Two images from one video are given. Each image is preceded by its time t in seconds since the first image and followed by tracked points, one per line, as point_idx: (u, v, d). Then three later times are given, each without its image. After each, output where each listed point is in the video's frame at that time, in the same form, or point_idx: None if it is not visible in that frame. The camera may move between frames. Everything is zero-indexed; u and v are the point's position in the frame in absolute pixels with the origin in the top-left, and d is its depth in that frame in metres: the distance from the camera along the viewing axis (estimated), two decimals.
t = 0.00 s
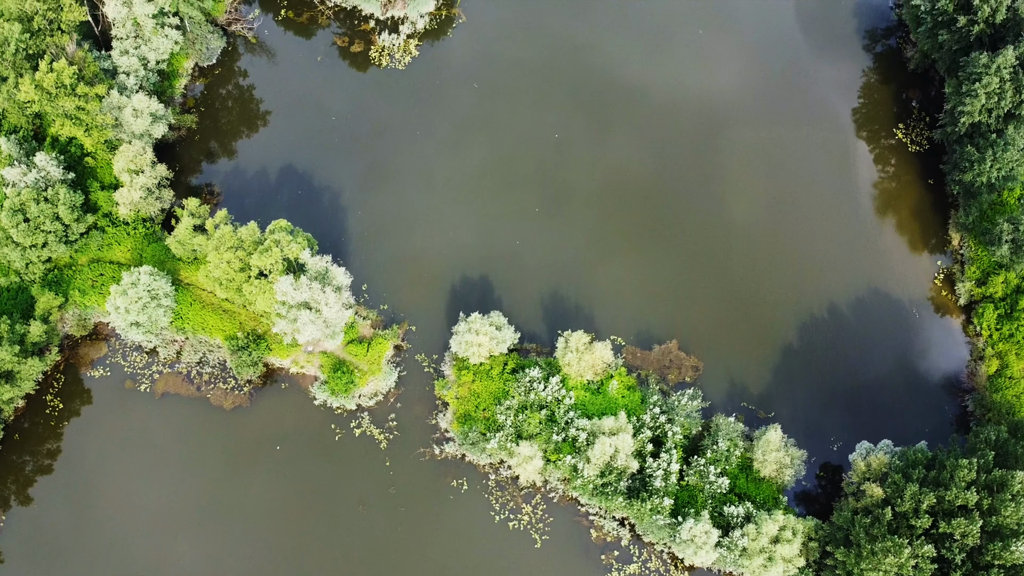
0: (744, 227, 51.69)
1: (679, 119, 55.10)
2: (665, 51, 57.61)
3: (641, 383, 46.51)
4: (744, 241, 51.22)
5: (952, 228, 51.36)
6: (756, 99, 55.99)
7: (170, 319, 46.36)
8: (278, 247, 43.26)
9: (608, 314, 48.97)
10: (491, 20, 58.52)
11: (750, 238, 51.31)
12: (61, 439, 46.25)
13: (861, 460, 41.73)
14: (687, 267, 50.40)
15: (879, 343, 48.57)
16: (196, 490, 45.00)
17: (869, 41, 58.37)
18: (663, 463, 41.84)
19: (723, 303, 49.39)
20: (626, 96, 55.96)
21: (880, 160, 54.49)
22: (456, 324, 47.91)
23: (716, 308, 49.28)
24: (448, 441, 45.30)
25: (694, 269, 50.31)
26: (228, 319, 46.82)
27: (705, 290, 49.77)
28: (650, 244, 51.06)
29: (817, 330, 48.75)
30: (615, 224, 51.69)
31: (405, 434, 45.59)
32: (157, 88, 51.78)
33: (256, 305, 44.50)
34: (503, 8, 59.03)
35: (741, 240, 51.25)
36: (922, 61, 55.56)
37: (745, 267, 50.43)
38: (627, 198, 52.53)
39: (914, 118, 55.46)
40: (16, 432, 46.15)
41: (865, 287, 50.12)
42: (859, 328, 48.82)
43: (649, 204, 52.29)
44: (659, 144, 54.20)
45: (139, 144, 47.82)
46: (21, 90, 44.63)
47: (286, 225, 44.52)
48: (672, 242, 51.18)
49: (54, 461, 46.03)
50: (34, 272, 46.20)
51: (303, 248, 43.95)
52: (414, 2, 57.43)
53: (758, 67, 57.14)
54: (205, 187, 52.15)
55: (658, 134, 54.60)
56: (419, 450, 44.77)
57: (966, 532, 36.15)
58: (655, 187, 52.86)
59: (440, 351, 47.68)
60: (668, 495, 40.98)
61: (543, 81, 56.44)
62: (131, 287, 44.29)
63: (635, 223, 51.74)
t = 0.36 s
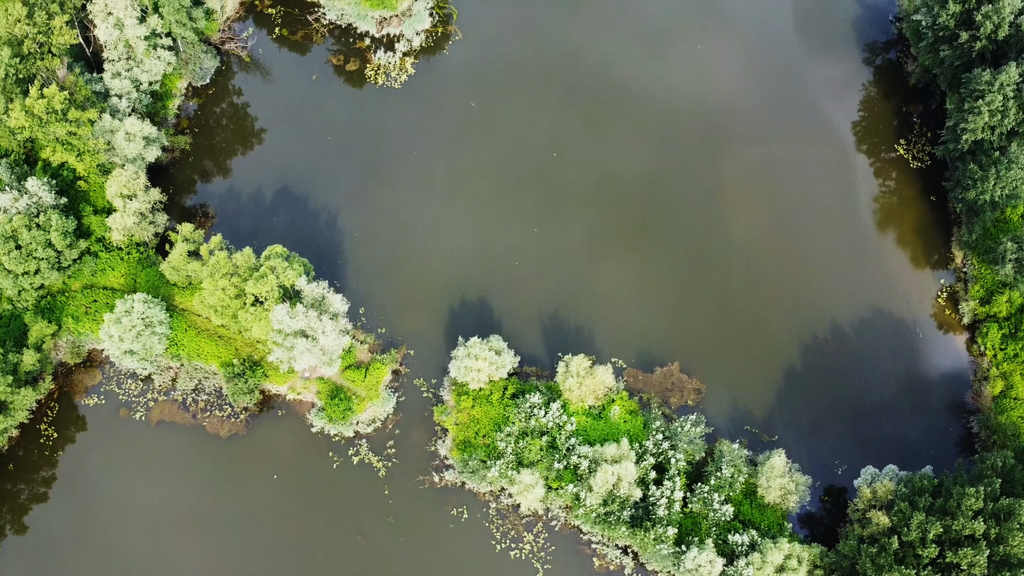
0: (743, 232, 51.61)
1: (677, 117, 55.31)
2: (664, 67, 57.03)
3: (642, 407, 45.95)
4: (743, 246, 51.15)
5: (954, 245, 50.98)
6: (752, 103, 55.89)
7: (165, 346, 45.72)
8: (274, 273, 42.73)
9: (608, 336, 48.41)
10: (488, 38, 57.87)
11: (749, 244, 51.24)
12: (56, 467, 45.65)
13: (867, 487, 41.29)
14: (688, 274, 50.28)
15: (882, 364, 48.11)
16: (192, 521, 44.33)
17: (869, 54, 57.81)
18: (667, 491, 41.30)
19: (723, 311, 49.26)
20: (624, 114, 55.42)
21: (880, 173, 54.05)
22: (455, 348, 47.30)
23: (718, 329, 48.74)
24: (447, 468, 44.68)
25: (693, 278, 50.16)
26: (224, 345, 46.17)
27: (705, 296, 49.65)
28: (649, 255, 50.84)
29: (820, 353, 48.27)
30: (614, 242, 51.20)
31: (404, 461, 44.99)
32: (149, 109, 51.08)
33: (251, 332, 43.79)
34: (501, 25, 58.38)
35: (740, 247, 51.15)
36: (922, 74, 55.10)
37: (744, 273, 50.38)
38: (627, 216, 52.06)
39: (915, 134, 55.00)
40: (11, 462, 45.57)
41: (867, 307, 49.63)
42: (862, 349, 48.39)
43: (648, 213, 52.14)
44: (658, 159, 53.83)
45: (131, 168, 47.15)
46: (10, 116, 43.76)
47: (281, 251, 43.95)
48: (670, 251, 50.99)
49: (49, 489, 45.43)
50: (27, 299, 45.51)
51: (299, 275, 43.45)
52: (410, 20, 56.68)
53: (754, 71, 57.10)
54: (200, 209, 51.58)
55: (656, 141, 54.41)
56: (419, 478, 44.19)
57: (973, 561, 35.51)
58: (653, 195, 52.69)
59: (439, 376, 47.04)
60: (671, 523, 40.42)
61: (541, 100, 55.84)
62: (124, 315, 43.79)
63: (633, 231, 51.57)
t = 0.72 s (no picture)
0: (742, 233, 51.60)
1: (674, 115, 55.49)
2: (661, 78, 56.80)
3: (643, 431, 45.42)
4: (743, 246, 51.17)
5: (955, 260, 50.53)
6: (749, 108, 55.82)
7: (158, 376, 45.18)
8: (268, 302, 42.11)
9: (608, 359, 47.82)
10: (482, 57, 57.41)
11: (748, 248, 51.13)
12: (50, 499, 44.93)
13: (872, 512, 40.83)
14: (687, 277, 50.22)
15: (884, 382, 47.64)
16: (188, 555, 43.64)
17: (866, 66, 57.49)
18: (669, 518, 40.74)
19: (723, 317, 49.14)
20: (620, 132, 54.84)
21: (879, 185, 53.64)
22: (453, 373, 46.69)
23: (719, 349, 48.22)
24: (447, 497, 44.14)
25: (693, 286, 49.93)
26: (218, 374, 45.62)
27: (705, 303, 49.44)
28: (648, 264, 50.58)
29: (821, 372, 47.78)
30: (612, 257, 50.79)
31: (402, 491, 44.37)
32: (139, 134, 50.35)
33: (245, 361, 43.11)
34: (495, 45, 57.95)
35: (739, 250, 51.09)
36: (920, 87, 54.71)
37: (744, 276, 50.29)
38: (624, 231, 51.58)
39: (914, 147, 54.50)
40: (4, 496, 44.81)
41: (868, 324, 49.17)
42: (864, 368, 47.92)
43: (647, 219, 51.98)
44: (657, 166, 53.64)
45: (121, 196, 46.35)
46: None
47: (275, 279, 43.22)
48: (668, 259, 50.77)
49: (43, 522, 44.71)
50: (17, 330, 44.73)
51: (293, 304, 42.75)
52: (402, 38, 56.45)
53: (749, 76, 57.04)
54: (192, 233, 50.89)
55: (654, 143, 54.43)
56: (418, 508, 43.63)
57: None
58: (651, 197, 52.70)
59: (437, 402, 46.38)
60: (675, 551, 39.83)
61: (536, 119, 55.21)
62: (117, 346, 43.21)
63: (632, 240, 51.30)
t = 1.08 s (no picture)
0: (740, 229, 51.77)
1: (666, 114, 55.69)
2: (654, 78, 56.98)
3: (644, 455, 44.96)
4: (741, 241, 51.41)
5: (954, 274, 50.15)
6: (743, 115, 55.68)
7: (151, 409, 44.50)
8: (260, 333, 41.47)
9: (606, 381, 47.29)
10: (474, 76, 56.91)
11: (743, 257, 50.95)
12: (44, 535, 44.21)
13: (876, 537, 40.65)
14: (687, 276, 50.33)
15: (886, 399, 47.19)
16: None
17: (860, 77, 57.35)
18: (672, 545, 40.18)
19: (722, 316, 49.20)
20: (612, 149, 54.43)
21: (874, 195, 53.46)
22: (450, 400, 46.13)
23: (718, 368, 47.79)
24: (446, 527, 43.54)
25: (689, 297, 49.74)
26: (211, 406, 44.98)
27: (701, 314, 49.24)
28: (644, 278, 50.26)
29: (821, 390, 47.35)
30: (611, 256, 50.92)
31: (400, 522, 43.75)
32: (126, 160, 49.78)
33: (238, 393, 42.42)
34: (487, 64, 57.45)
35: (737, 246, 51.29)
36: (915, 100, 54.37)
37: (744, 273, 50.46)
38: (622, 235, 51.60)
39: (911, 160, 54.09)
40: None
41: (868, 341, 48.78)
42: (865, 386, 47.50)
43: (644, 221, 52.02)
44: (653, 165, 53.85)
45: (109, 226, 45.72)
46: None
47: (267, 309, 42.71)
48: (663, 269, 50.58)
49: (37, 558, 43.95)
50: (7, 364, 43.94)
51: (286, 335, 42.17)
52: (393, 57, 55.90)
53: (744, 84, 56.84)
54: (182, 259, 50.18)
55: (648, 142, 54.65)
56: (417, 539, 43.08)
57: None
58: (649, 194, 52.89)
59: (434, 430, 45.82)
60: None
61: (531, 133, 54.88)
62: (107, 381, 42.43)
63: (627, 253, 51.04)
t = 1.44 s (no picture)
0: (739, 229, 51.79)
1: (661, 114, 55.45)
2: (647, 79, 56.71)
3: (644, 480, 44.50)
4: (740, 241, 51.43)
5: (953, 289, 49.75)
6: (737, 124, 55.16)
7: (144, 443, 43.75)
8: (253, 366, 40.85)
9: (605, 403, 46.74)
10: (465, 94, 56.15)
11: (743, 258, 50.93)
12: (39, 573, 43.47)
13: (882, 561, 40.18)
14: (687, 278, 50.30)
15: (887, 416, 46.79)
16: None
17: (854, 87, 56.99)
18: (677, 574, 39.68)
19: (722, 317, 49.24)
20: (609, 148, 54.36)
21: (870, 206, 52.96)
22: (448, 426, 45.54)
23: (718, 387, 47.28)
24: (446, 558, 43.02)
25: (686, 308, 49.40)
26: (205, 440, 44.13)
27: (700, 319, 49.13)
28: (642, 285, 50.07)
29: (822, 408, 46.89)
30: (608, 254, 50.98)
31: (400, 553, 43.23)
32: (113, 189, 48.94)
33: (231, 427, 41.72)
34: (477, 81, 56.65)
35: (735, 245, 51.32)
36: (911, 112, 53.65)
37: (744, 273, 50.50)
38: (621, 235, 51.60)
39: (907, 173, 53.61)
40: None
41: (868, 358, 48.33)
42: (866, 403, 47.07)
43: (643, 222, 52.01)
44: (650, 163, 53.84)
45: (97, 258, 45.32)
46: None
47: (260, 341, 42.14)
48: (659, 281, 50.21)
49: None
50: None
51: (279, 367, 41.54)
52: (383, 77, 55.22)
53: (737, 91, 56.31)
54: (173, 287, 49.44)
55: (644, 142, 54.50)
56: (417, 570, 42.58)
57: None
58: (646, 195, 52.82)
59: (431, 458, 45.21)
60: None
61: (524, 133, 54.78)
62: (98, 418, 41.79)
63: (622, 266, 50.62)
